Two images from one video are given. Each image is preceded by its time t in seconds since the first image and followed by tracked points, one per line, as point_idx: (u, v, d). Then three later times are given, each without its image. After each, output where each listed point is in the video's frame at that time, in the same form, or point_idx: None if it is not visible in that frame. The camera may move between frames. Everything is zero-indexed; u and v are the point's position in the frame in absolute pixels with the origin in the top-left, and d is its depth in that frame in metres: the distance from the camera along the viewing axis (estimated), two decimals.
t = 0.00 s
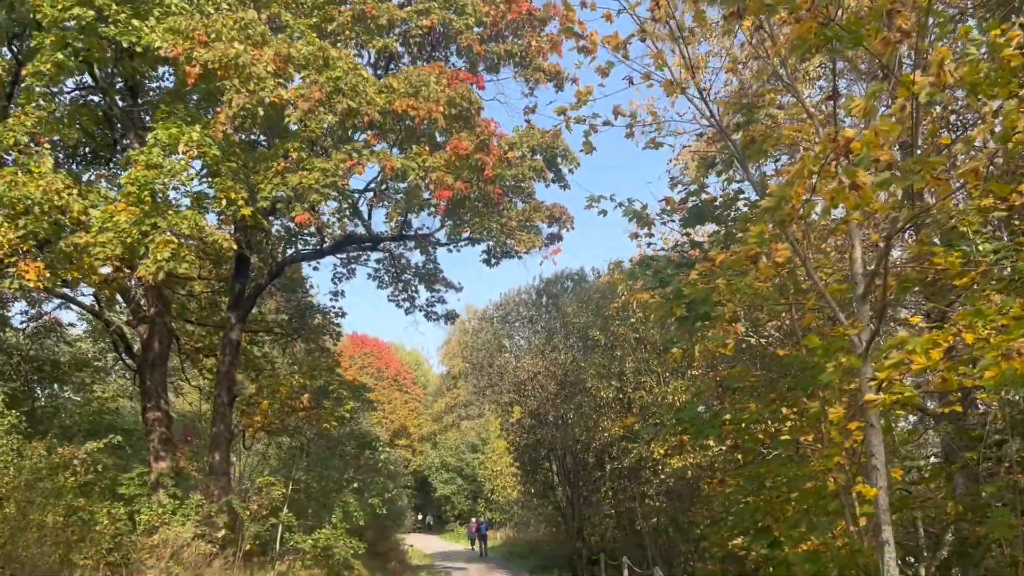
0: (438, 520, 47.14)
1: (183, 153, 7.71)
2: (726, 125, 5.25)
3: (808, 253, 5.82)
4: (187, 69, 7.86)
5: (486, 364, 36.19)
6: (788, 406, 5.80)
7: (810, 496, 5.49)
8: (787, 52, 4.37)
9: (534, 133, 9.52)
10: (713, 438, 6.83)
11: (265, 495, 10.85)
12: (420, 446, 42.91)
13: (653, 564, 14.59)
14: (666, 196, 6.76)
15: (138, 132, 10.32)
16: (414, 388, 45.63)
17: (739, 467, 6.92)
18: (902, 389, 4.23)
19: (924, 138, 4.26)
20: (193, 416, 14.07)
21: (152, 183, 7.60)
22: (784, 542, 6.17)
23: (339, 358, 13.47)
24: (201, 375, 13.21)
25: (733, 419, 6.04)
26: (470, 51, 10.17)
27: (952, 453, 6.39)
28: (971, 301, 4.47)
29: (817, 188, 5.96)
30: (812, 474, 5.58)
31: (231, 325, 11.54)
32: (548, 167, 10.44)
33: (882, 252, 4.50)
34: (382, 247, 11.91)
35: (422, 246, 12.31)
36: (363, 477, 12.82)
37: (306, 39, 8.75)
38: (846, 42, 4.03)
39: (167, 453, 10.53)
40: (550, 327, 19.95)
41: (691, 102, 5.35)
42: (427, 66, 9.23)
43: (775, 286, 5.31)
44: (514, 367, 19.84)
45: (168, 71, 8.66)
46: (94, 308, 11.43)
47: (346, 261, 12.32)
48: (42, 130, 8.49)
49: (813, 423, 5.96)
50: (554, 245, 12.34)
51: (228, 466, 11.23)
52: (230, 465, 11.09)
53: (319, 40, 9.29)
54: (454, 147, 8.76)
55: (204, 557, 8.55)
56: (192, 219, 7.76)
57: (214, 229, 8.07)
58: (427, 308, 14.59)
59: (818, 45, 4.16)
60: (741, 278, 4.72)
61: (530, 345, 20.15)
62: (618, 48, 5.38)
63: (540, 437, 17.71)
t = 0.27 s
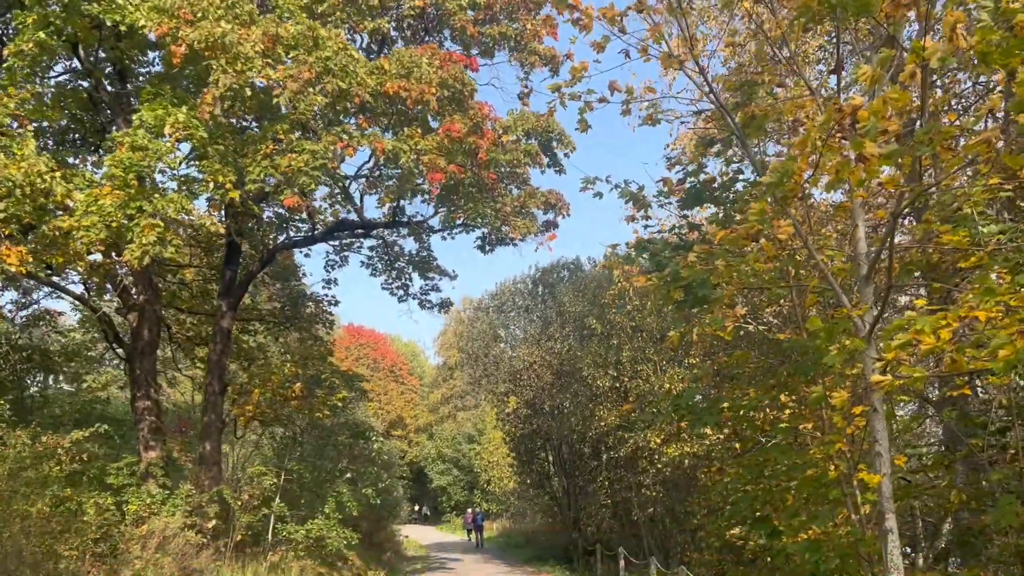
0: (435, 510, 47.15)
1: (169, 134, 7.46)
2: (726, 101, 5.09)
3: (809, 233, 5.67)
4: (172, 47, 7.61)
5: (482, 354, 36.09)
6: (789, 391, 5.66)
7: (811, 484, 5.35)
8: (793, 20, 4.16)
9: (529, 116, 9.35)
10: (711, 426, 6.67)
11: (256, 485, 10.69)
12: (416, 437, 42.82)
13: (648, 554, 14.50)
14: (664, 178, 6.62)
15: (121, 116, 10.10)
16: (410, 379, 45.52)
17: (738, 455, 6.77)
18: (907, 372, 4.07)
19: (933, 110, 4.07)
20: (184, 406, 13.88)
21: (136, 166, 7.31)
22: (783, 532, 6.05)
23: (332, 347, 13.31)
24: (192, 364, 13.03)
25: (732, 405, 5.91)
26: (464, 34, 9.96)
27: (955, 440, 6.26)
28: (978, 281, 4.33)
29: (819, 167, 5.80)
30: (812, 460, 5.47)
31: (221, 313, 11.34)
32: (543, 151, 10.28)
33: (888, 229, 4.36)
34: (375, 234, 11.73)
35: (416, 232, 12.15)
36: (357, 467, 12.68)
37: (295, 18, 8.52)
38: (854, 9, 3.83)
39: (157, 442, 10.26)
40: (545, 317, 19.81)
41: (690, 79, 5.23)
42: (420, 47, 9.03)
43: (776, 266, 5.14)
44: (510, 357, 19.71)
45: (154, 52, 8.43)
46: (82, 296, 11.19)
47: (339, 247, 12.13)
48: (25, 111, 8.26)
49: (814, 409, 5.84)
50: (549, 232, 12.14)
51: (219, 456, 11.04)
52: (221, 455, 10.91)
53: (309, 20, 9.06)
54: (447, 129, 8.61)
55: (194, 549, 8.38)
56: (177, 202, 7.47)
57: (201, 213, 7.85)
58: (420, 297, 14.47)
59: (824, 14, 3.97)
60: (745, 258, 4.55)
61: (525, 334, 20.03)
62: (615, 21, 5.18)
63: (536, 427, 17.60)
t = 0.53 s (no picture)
0: (436, 501, 47.20)
1: (159, 118, 7.27)
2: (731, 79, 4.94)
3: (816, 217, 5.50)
4: (161, 29, 7.41)
5: (482, 344, 35.98)
6: (795, 380, 5.52)
7: (817, 475, 5.21)
8: None
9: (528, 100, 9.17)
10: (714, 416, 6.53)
11: (253, 477, 10.57)
12: (417, 428, 42.80)
13: (649, 544, 14.41)
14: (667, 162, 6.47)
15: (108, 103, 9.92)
16: (410, 369, 45.45)
17: (741, 445, 6.64)
18: (920, 358, 3.91)
19: (951, 85, 3.89)
20: (181, 396, 13.76)
21: (128, 153, 7.02)
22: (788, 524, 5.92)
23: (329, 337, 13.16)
24: (188, 354, 12.89)
25: (735, 395, 5.77)
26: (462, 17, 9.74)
27: (963, 430, 6.12)
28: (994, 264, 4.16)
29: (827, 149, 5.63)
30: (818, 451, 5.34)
31: (217, 302, 11.19)
32: (542, 137, 10.11)
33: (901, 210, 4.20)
34: (373, 221, 11.57)
35: (414, 220, 11.99)
36: (355, 458, 12.57)
37: None
38: None
39: (152, 433, 10.13)
40: (545, 307, 19.66)
41: (694, 58, 5.08)
42: (416, 30, 8.82)
43: (783, 251, 4.97)
44: (510, 347, 19.58)
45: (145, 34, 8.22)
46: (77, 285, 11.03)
47: (337, 236, 11.97)
48: (12, 95, 8.06)
49: (820, 398, 5.71)
50: (550, 220, 11.96)
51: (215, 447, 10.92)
52: (218, 446, 10.78)
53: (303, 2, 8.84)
54: (444, 114, 8.45)
55: (189, 541, 8.25)
56: (169, 188, 7.20)
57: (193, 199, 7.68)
58: (419, 286, 14.34)
59: None
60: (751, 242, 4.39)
61: (525, 324, 19.88)
62: None
63: (536, 417, 17.49)
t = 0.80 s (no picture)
0: (438, 492, 47.22)
1: (151, 98, 7.06)
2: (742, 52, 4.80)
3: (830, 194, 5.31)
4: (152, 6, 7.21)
5: (483, 335, 35.85)
6: (806, 364, 5.36)
7: (827, 462, 5.05)
8: None
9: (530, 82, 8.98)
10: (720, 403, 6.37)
11: (251, 467, 10.43)
12: (418, 420, 42.75)
13: (652, 535, 14.29)
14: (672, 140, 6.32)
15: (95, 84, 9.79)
16: (412, 361, 45.36)
17: (748, 432, 6.49)
18: (940, 339, 3.74)
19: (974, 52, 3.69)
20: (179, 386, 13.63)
21: (119, 134, 6.77)
22: (795, 513, 5.78)
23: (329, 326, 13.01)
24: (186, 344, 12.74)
25: (744, 380, 5.59)
26: None
27: (978, 417, 5.95)
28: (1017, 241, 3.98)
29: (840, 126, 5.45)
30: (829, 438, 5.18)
31: (214, 290, 11.03)
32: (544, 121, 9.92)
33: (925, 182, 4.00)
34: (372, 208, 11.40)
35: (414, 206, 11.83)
36: (355, 448, 12.44)
37: None
38: None
39: (149, 423, 9.99)
40: (547, 296, 19.50)
41: (703, 30, 4.91)
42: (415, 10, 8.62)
43: (794, 231, 4.80)
44: (511, 337, 19.42)
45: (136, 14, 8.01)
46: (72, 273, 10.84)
47: (336, 222, 11.80)
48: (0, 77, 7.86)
49: (831, 383, 5.54)
50: (552, 207, 11.77)
51: (212, 437, 10.78)
52: (216, 436, 10.65)
53: None
54: (444, 95, 8.28)
55: (184, 533, 8.10)
56: (161, 171, 7.02)
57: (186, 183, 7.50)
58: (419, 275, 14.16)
59: None
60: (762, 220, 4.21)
61: (527, 314, 19.73)
62: None
63: (538, 408, 17.35)
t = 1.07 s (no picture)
0: (444, 485, 47.22)
1: (147, 83, 6.86)
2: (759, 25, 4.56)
3: (847, 176, 5.10)
4: None
5: (489, 327, 35.70)
6: (823, 354, 5.16)
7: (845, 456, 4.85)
8: None
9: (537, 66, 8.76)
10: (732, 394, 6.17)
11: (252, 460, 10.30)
12: (424, 412, 42.69)
13: (660, 529, 14.12)
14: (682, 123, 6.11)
15: (93, 71, 9.66)
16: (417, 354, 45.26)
17: (761, 424, 6.29)
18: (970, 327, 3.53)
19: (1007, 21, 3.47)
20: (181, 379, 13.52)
21: (114, 119, 6.59)
22: (810, 509, 5.59)
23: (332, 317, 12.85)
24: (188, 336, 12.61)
25: (757, 370, 5.40)
26: None
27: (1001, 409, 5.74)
28: None
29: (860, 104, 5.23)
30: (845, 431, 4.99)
31: (215, 281, 10.87)
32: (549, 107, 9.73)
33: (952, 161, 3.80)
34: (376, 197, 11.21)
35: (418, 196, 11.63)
36: (359, 441, 12.29)
37: None
38: None
39: (149, 416, 9.86)
40: (553, 288, 19.30)
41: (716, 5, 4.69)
42: None
43: (812, 215, 4.58)
44: (517, 329, 19.25)
45: None
46: (72, 265, 10.70)
47: (339, 212, 11.61)
48: None
49: (848, 374, 5.34)
50: (558, 195, 11.55)
51: (213, 430, 10.65)
52: (217, 429, 10.51)
53: None
54: (447, 79, 8.09)
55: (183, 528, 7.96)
56: (157, 157, 6.86)
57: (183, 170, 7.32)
58: (423, 266, 13.99)
59: None
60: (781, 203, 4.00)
61: (532, 306, 19.54)
62: None
63: (544, 400, 17.19)
